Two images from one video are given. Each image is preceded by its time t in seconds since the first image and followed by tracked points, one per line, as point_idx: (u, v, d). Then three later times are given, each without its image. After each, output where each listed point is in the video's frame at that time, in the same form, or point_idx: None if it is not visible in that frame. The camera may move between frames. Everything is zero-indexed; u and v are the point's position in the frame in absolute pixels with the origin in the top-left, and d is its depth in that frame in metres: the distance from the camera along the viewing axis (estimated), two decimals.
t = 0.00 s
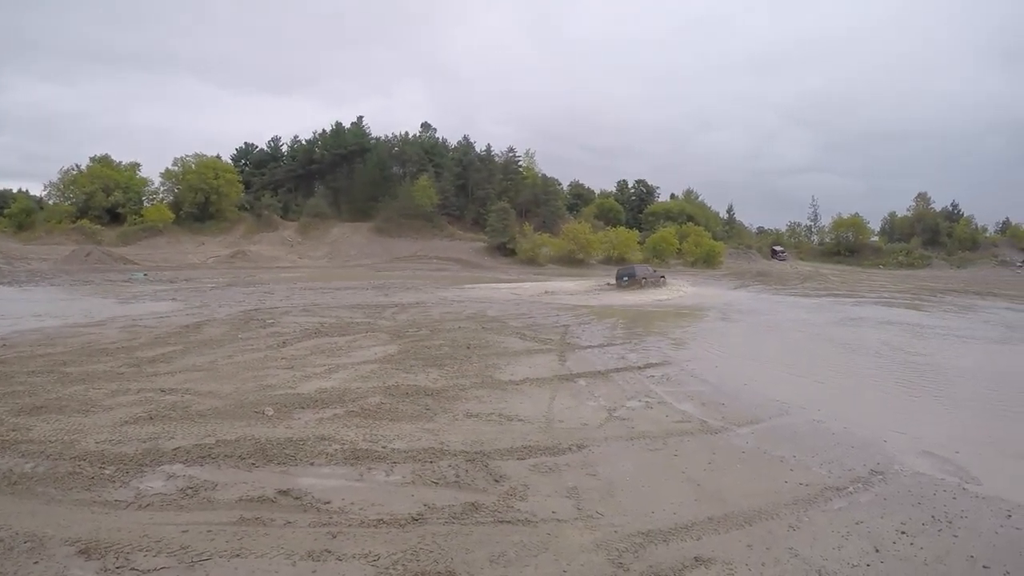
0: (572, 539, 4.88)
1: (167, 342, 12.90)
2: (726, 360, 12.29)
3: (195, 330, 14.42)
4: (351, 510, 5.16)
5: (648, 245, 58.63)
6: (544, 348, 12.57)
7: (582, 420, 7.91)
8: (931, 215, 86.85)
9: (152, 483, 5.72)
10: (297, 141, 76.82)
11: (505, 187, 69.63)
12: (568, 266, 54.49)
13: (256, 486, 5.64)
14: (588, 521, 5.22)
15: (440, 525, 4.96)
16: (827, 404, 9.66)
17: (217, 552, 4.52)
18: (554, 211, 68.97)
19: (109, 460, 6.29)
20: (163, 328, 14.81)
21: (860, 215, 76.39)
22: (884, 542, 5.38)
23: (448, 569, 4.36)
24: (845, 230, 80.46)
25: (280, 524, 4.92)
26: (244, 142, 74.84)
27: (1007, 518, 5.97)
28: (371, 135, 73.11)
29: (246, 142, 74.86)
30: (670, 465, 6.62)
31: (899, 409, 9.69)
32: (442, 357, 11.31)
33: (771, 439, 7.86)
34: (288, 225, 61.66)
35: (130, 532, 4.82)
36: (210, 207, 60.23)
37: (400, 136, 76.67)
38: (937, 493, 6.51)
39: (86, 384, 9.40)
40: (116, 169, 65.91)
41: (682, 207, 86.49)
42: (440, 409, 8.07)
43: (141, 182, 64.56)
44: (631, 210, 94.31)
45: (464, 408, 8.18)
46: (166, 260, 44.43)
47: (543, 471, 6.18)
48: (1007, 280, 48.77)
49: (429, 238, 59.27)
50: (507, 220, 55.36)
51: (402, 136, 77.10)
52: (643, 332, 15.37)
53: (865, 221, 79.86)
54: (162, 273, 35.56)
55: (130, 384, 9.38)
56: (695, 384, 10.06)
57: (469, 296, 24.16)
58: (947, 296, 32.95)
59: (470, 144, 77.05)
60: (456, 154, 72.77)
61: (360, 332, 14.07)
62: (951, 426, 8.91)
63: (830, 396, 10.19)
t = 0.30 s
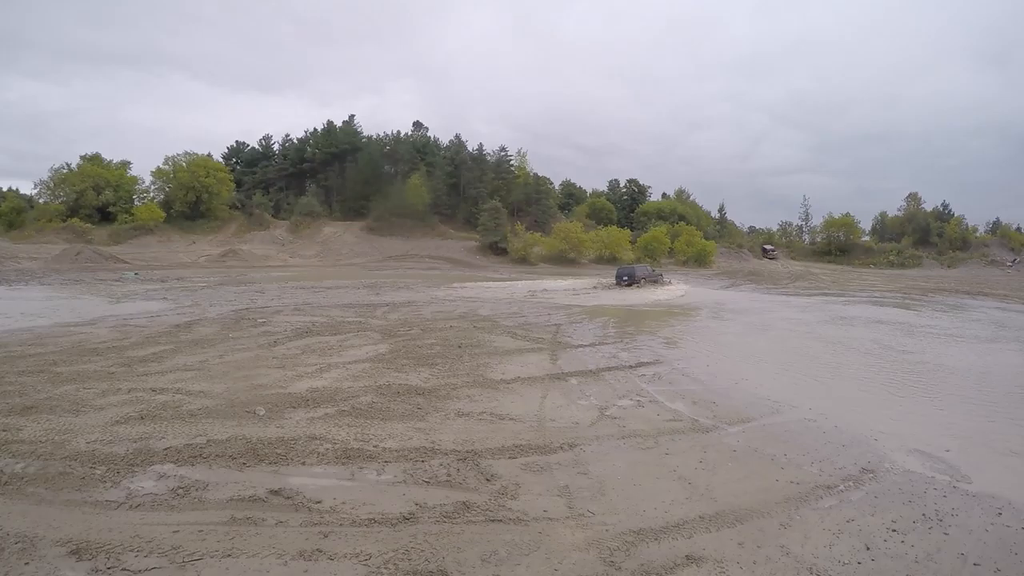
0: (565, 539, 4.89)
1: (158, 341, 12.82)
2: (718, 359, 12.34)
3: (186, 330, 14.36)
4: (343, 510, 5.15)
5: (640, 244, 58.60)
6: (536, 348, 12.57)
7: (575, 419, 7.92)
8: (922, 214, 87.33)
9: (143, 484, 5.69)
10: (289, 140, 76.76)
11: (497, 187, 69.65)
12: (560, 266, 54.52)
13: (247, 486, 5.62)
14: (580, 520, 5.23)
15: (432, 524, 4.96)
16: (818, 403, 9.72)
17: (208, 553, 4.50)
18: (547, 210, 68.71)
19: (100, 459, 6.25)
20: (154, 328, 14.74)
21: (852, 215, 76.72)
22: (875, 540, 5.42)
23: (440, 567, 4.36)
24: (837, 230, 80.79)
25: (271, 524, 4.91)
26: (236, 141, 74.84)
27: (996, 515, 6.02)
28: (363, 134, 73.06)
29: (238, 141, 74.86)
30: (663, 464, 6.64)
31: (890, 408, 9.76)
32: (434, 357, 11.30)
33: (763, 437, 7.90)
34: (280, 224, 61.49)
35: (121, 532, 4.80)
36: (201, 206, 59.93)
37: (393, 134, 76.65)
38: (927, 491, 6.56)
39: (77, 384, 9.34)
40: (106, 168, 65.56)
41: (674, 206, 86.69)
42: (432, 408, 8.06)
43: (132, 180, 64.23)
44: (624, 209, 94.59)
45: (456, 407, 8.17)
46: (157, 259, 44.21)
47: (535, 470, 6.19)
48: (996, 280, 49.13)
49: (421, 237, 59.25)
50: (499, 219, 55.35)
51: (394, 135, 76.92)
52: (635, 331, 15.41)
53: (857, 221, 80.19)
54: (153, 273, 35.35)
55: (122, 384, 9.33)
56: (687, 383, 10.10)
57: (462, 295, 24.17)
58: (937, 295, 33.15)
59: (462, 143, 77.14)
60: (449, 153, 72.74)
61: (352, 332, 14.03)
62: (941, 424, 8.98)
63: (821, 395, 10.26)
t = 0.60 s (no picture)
0: (565, 540, 4.90)
1: (157, 343, 12.82)
2: (716, 360, 12.35)
3: (185, 332, 14.34)
4: (342, 512, 5.15)
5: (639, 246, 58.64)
6: (535, 350, 12.59)
7: (574, 421, 7.93)
8: (920, 215, 87.47)
9: (142, 486, 5.69)
10: (288, 142, 76.89)
11: (496, 188, 69.82)
12: (559, 268, 54.64)
13: (246, 488, 5.63)
14: (579, 521, 5.24)
15: (431, 526, 4.96)
16: (816, 404, 9.73)
17: (206, 555, 4.50)
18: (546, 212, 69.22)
19: (99, 462, 6.25)
20: (152, 330, 14.72)
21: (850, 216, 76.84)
22: (873, 541, 5.43)
23: (438, 569, 4.35)
24: (835, 230, 80.91)
25: (270, 526, 4.91)
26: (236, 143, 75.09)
27: (996, 516, 6.03)
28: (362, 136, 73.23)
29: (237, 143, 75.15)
30: (662, 466, 6.65)
31: (889, 408, 9.77)
32: (433, 359, 11.32)
33: (762, 438, 7.91)
34: (279, 226, 61.52)
35: (119, 534, 4.80)
36: (200, 208, 59.92)
37: (392, 137, 76.84)
38: (925, 492, 6.58)
39: (76, 386, 9.33)
40: (104, 170, 65.56)
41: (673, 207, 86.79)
42: (430, 410, 8.06)
43: (130, 182, 64.23)
44: (623, 211, 94.94)
45: (455, 409, 8.17)
46: (156, 261, 44.23)
47: (534, 471, 6.20)
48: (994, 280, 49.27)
49: (420, 239, 59.31)
50: (498, 221, 55.42)
51: (393, 137, 77.02)
52: (634, 333, 15.45)
53: (855, 222, 80.29)
54: (153, 275, 35.30)
55: (120, 386, 9.32)
56: (685, 385, 10.11)
57: (461, 297, 24.20)
58: (935, 296, 33.23)
59: (461, 145, 77.31)
60: (448, 156, 72.88)
61: (350, 334, 14.03)
62: (939, 425, 9.00)
63: (819, 396, 10.27)
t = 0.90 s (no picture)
0: (595, 540, 4.87)
1: (190, 342, 13.04)
2: (747, 360, 12.21)
3: (218, 330, 14.57)
4: (374, 509, 5.19)
5: (668, 245, 58.13)
6: (565, 349, 12.56)
7: (605, 420, 7.89)
8: (954, 211, 85.50)
9: (176, 481, 5.79)
10: (317, 143, 77.71)
11: (525, 187, 70.05)
12: (588, 267, 54.42)
13: (280, 484, 5.69)
14: (611, 521, 5.20)
15: (462, 524, 4.96)
16: (850, 405, 9.55)
17: (239, 549, 4.56)
18: (574, 211, 69.96)
19: (133, 457, 6.37)
20: (185, 328, 14.98)
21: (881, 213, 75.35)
22: (907, 545, 5.31)
23: (469, 568, 4.36)
24: (867, 228, 79.46)
25: (303, 522, 4.96)
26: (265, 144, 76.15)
27: None
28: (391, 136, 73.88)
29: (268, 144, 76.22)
30: (692, 466, 6.58)
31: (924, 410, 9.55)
32: (464, 357, 11.35)
33: (794, 439, 7.79)
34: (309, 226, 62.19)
35: (153, 529, 4.88)
36: (231, 208, 60.82)
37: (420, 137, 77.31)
38: (961, 496, 6.42)
39: (110, 383, 9.53)
40: (137, 171, 66.93)
41: (702, 205, 85.99)
42: (462, 409, 8.08)
43: (163, 184, 65.31)
44: (652, 209, 94.30)
45: (486, 408, 8.17)
46: (187, 261, 45.03)
47: (565, 471, 6.18)
48: None
49: (449, 239, 59.60)
50: (526, 220, 55.29)
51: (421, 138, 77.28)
52: (664, 332, 15.32)
53: (887, 220, 78.76)
54: (184, 274, 35.91)
55: (155, 383, 9.50)
56: (716, 384, 10.00)
57: (489, 296, 24.25)
58: (971, 295, 32.47)
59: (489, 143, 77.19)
60: (476, 155, 73.03)
61: (380, 333, 14.12)
62: (974, 426, 8.81)
63: (852, 396, 10.08)
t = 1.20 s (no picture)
0: (647, 553, 4.80)
1: (248, 347, 13.41)
2: (805, 372, 11.91)
3: (274, 336, 14.95)
4: (427, 516, 5.23)
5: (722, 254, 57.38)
6: (618, 359, 12.46)
7: (659, 431, 7.79)
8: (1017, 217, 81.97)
9: (232, 483, 5.95)
10: (370, 153, 79.12)
11: (576, 197, 70.00)
12: (641, 276, 53.87)
13: (335, 488, 5.80)
14: (665, 534, 5.13)
15: (517, 533, 4.97)
16: (909, 419, 9.21)
17: (294, 552, 4.65)
18: (627, 220, 69.44)
19: (191, 458, 6.57)
20: (242, 333, 15.41)
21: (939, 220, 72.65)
22: (970, 567, 5.07)
23: None
24: (924, 235, 76.91)
25: (358, 527, 5.04)
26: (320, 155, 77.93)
27: None
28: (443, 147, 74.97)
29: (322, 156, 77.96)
30: (747, 480, 6.44)
31: (989, 425, 9.15)
32: (518, 366, 11.38)
33: (852, 454, 7.56)
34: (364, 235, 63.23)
35: (209, 529, 5.01)
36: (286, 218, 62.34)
37: (472, 146, 78.02)
38: None
39: (168, 385, 9.87)
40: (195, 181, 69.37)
41: (756, 213, 84.41)
42: (516, 417, 8.10)
43: (219, 194, 67.47)
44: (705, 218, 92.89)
45: (540, 417, 8.17)
46: (242, 268, 46.43)
47: (619, 482, 6.12)
48: None
49: (502, 248, 60.01)
50: (579, 229, 54.86)
51: (472, 147, 77.72)
52: (719, 342, 15.05)
53: (946, 226, 76.04)
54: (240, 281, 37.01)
55: (213, 386, 9.81)
56: (772, 396, 9.78)
57: (541, 305, 24.28)
58: None
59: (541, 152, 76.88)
60: (528, 165, 73.18)
61: (435, 341, 14.26)
62: None
63: (913, 410, 9.72)
